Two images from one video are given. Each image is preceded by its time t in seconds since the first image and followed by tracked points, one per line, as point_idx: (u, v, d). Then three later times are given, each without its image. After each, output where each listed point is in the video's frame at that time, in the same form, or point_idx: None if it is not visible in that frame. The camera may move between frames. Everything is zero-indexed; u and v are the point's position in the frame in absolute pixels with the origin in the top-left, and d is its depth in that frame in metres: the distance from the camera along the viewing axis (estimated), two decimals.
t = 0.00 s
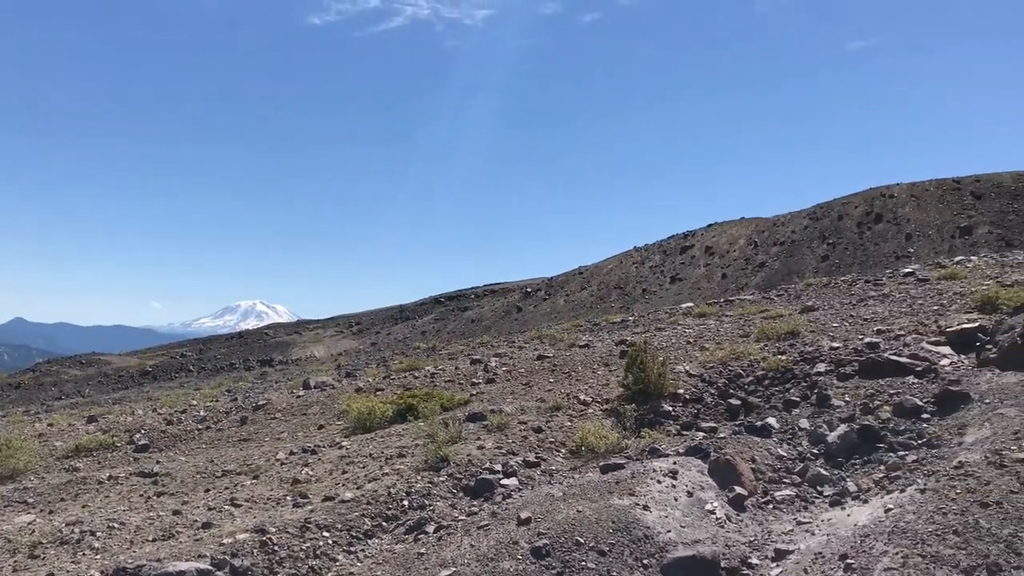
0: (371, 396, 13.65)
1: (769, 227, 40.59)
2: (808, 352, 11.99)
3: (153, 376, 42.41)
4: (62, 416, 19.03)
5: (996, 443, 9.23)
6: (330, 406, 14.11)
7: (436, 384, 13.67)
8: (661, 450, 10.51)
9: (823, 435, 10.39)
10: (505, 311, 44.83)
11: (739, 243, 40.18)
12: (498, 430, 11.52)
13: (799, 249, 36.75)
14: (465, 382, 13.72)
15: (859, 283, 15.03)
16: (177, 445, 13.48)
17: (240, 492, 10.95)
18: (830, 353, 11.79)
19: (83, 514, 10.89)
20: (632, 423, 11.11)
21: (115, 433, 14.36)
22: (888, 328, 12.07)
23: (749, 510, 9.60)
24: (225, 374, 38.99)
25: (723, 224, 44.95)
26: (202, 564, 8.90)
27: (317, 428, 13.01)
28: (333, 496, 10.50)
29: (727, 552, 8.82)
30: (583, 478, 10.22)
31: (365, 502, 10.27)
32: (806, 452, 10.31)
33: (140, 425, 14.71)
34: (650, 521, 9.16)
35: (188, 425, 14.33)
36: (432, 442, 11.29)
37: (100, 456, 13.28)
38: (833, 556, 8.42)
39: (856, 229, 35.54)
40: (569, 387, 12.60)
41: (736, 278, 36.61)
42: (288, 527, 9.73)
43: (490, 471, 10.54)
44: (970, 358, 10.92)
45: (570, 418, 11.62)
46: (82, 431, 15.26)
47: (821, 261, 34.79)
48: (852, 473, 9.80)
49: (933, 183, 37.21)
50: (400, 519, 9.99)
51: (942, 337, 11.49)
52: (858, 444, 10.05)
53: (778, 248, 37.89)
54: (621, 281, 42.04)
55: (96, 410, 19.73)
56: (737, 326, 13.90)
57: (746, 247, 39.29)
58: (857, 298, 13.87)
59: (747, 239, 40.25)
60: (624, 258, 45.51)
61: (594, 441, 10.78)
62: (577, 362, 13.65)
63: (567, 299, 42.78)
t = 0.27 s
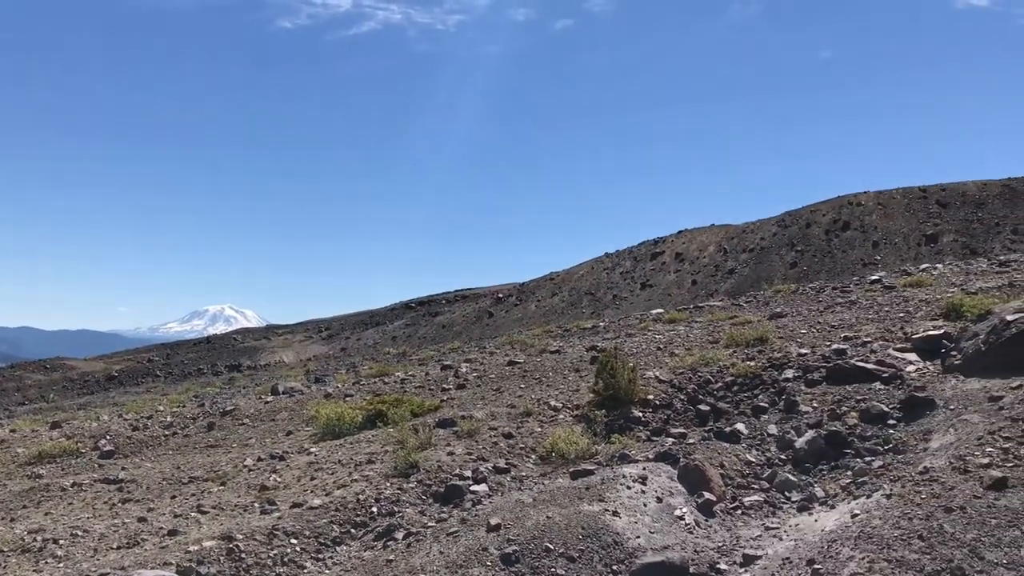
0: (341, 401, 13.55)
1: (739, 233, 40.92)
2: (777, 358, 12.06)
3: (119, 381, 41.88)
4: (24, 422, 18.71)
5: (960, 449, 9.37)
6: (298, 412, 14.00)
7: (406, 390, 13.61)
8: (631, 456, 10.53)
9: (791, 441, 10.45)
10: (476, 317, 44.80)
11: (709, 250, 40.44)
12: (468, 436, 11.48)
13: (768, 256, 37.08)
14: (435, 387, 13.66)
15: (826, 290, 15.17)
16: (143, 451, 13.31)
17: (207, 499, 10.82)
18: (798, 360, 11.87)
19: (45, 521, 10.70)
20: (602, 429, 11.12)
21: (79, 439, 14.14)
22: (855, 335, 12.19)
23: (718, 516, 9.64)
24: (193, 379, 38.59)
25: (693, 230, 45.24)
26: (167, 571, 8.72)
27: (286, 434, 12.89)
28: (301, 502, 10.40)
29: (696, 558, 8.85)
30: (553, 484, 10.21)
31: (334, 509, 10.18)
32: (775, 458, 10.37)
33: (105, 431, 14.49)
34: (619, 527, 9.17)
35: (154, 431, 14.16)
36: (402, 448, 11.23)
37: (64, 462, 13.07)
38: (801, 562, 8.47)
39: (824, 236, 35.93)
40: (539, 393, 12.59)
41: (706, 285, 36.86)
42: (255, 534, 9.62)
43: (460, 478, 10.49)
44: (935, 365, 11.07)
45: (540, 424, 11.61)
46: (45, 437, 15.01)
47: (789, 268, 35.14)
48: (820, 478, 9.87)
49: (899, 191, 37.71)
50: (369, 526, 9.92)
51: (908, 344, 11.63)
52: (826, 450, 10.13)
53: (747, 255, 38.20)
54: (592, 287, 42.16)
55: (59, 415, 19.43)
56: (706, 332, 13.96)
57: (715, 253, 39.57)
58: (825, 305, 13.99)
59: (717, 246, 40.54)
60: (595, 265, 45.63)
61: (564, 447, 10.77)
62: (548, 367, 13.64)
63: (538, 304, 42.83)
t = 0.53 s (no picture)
0: (309, 406, 13.47)
1: (706, 240, 41.25)
2: (743, 363, 12.16)
3: (82, 386, 41.30)
4: None
5: (923, 454, 9.52)
6: (266, 417, 13.89)
7: (374, 395, 13.56)
8: (599, 461, 10.56)
9: (757, 445, 10.54)
10: (446, 322, 44.73)
11: (677, 256, 40.71)
12: (436, 441, 11.45)
13: (735, 262, 37.41)
14: (404, 393, 13.62)
15: (793, 296, 15.32)
16: (107, 457, 13.14)
17: (172, 505, 10.70)
18: (765, 365, 11.97)
19: (5, 528, 10.52)
20: (571, 434, 11.15)
21: (41, 445, 13.93)
22: (820, 340, 12.32)
23: (685, 520, 9.70)
24: (158, 384, 38.20)
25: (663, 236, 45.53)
26: None
27: (253, 439, 12.79)
28: (268, 508, 10.32)
29: (663, 563, 8.90)
30: (521, 489, 10.23)
31: (301, 514, 10.12)
32: (741, 462, 10.45)
33: (68, 436, 14.29)
34: (587, 532, 9.19)
35: (119, 436, 13.99)
36: (370, 454, 11.19)
37: (25, 468, 12.86)
38: (766, 566, 8.55)
39: (791, 243, 36.32)
40: (508, 398, 12.60)
41: (674, 290, 37.10)
42: (221, 540, 9.53)
43: (428, 483, 10.47)
44: (898, 370, 11.23)
45: (509, 429, 11.62)
46: (6, 442, 14.77)
47: (756, 274, 35.49)
48: (785, 482, 9.97)
49: (865, 199, 38.19)
50: (336, 531, 9.86)
51: (872, 349, 11.78)
52: (791, 454, 10.23)
53: (714, 261, 38.51)
54: (562, 292, 42.27)
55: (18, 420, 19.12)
56: (674, 337, 14.05)
57: (684, 259, 39.85)
58: (791, 311, 14.12)
59: (685, 252, 40.82)
60: (564, 270, 45.75)
61: (532, 452, 10.79)
62: (517, 372, 13.65)
63: (508, 310, 42.87)
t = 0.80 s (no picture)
0: (275, 411, 13.36)
1: (674, 244, 41.53)
2: (710, 367, 12.23)
3: (44, 390, 40.67)
4: None
5: (886, 457, 9.64)
6: (231, 421, 13.76)
7: (341, 400, 13.48)
8: (566, 464, 10.57)
9: (723, 449, 10.60)
10: (414, 326, 44.61)
11: (646, 260, 40.92)
12: (403, 445, 11.40)
13: (702, 267, 37.68)
14: (371, 397, 13.56)
15: (759, 300, 15.44)
16: (68, 462, 12.94)
17: (134, 511, 10.56)
18: (731, 369, 12.05)
19: None
20: (538, 438, 11.15)
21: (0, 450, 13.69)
22: (786, 344, 12.43)
23: (652, 523, 9.73)
24: (122, 388, 37.71)
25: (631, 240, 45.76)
26: None
27: (218, 444, 12.67)
28: (232, 513, 10.22)
29: (629, 566, 8.92)
30: (488, 493, 10.21)
31: (266, 519, 10.02)
32: (707, 466, 10.50)
33: (28, 441, 14.06)
34: (554, 536, 9.18)
35: (81, 441, 13.79)
36: (336, 458, 11.12)
37: None
38: (731, 568, 8.59)
39: (758, 249, 36.66)
40: (476, 402, 12.58)
41: (642, 295, 37.28)
42: (184, 546, 9.41)
43: (395, 488, 10.42)
44: (862, 374, 11.36)
45: (477, 433, 11.60)
46: None
47: (723, 279, 35.78)
48: (751, 485, 10.03)
49: (830, 204, 38.60)
50: (301, 536, 9.77)
51: (837, 353, 11.90)
52: (757, 458, 10.30)
53: (682, 265, 38.76)
54: (531, 296, 42.32)
55: None
56: (642, 341, 14.10)
57: (652, 264, 40.07)
58: (758, 315, 14.23)
59: (653, 256, 41.04)
60: (533, 274, 45.80)
61: (500, 456, 10.78)
62: (485, 377, 13.64)
63: (476, 313, 42.84)
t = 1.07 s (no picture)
0: (238, 414, 13.25)
1: (640, 248, 41.77)
2: (674, 370, 12.30)
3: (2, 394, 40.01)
4: None
5: (846, 459, 9.76)
6: (193, 425, 13.63)
7: (306, 403, 13.40)
8: (531, 467, 10.59)
9: (687, 451, 10.67)
10: (380, 328, 44.49)
11: (612, 263, 41.09)
12: (368, 449, 11.36)
13: (668, 270, 37.95)
14: (336, 400, 13.49)
15: (724, 303, 15.56)
16: (26, 466, 12.74)
17: (94, 516, 10.41)
18: (695, 371, 12.12)
19: None
20: (504, 440, 11.15)
21: None
22: (749, 347, 12.54)
23: (616, 526, 9.77)
24: (82, 391, 37.18)
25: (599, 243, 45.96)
26: None
27: (179, 448, 12.54)
28: (194, 518, 10.11)
29: (593, 568, 8.94)
30: (453, 496, 10.19)
31: (228, 524, 9.93)
32: (671, 468, 10.56)
33: None
34: (519, 539, 9.19)
35: (39, 445, 13.58)
36: (300, 462, 11.05)
37: None
38: (695, 570, 8.65)
39: (722, 252, 36.99)
40: (442, 405, 12.55)
41: (609, 298, 37.47)
42: (145, 551, 9.30)
43: (359, 491, 10.38)
44: (824, 377, 11.49)
45: (442, 437, 11.58)
46: None
47: (688, 282, 36.08)
48: (714, 487, 10.11)
49: (794, 209, 39.00)
50: (264, 541, 9.69)
51: (799, 356, 12.02)
52: (720, 460, 10.38)
53: (648, 269, 39.00)
54: (498, 299, 42.33)
55: None
56: (608, 344, 14.15)
57: (618, 267, 40.27)
58: (722, 319, 14.34)
59: (620, 260, 41.24)
60: (501, 277, 45.80)
61: (465, 459, 10.77)
62: (451, 380, 13.62)
63: (443, 316, 42.80)
